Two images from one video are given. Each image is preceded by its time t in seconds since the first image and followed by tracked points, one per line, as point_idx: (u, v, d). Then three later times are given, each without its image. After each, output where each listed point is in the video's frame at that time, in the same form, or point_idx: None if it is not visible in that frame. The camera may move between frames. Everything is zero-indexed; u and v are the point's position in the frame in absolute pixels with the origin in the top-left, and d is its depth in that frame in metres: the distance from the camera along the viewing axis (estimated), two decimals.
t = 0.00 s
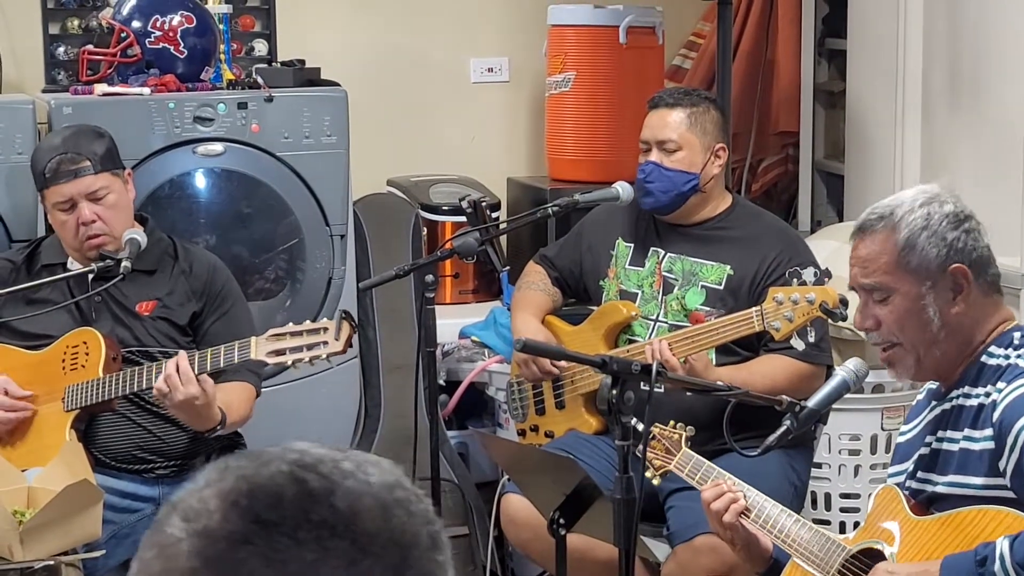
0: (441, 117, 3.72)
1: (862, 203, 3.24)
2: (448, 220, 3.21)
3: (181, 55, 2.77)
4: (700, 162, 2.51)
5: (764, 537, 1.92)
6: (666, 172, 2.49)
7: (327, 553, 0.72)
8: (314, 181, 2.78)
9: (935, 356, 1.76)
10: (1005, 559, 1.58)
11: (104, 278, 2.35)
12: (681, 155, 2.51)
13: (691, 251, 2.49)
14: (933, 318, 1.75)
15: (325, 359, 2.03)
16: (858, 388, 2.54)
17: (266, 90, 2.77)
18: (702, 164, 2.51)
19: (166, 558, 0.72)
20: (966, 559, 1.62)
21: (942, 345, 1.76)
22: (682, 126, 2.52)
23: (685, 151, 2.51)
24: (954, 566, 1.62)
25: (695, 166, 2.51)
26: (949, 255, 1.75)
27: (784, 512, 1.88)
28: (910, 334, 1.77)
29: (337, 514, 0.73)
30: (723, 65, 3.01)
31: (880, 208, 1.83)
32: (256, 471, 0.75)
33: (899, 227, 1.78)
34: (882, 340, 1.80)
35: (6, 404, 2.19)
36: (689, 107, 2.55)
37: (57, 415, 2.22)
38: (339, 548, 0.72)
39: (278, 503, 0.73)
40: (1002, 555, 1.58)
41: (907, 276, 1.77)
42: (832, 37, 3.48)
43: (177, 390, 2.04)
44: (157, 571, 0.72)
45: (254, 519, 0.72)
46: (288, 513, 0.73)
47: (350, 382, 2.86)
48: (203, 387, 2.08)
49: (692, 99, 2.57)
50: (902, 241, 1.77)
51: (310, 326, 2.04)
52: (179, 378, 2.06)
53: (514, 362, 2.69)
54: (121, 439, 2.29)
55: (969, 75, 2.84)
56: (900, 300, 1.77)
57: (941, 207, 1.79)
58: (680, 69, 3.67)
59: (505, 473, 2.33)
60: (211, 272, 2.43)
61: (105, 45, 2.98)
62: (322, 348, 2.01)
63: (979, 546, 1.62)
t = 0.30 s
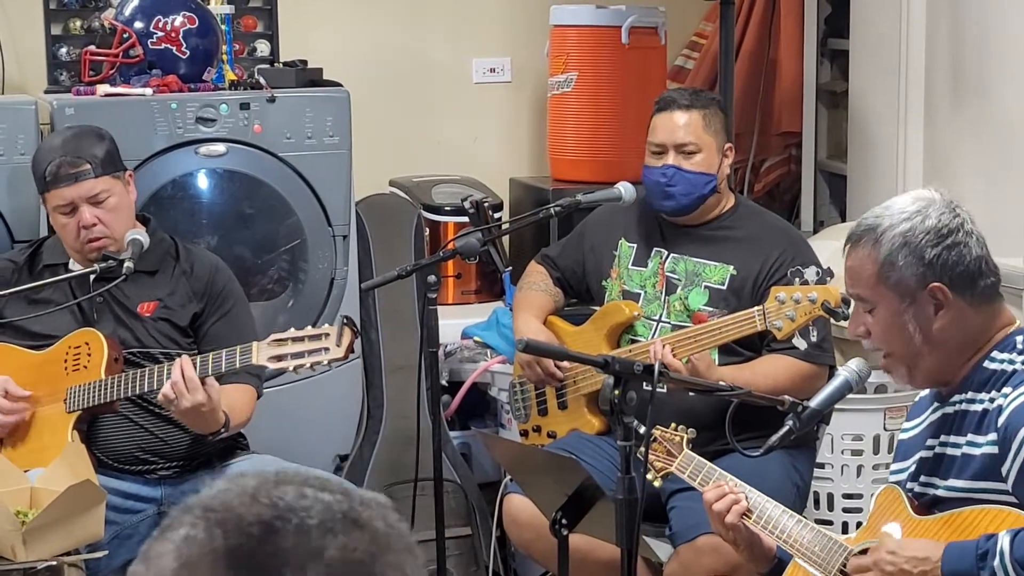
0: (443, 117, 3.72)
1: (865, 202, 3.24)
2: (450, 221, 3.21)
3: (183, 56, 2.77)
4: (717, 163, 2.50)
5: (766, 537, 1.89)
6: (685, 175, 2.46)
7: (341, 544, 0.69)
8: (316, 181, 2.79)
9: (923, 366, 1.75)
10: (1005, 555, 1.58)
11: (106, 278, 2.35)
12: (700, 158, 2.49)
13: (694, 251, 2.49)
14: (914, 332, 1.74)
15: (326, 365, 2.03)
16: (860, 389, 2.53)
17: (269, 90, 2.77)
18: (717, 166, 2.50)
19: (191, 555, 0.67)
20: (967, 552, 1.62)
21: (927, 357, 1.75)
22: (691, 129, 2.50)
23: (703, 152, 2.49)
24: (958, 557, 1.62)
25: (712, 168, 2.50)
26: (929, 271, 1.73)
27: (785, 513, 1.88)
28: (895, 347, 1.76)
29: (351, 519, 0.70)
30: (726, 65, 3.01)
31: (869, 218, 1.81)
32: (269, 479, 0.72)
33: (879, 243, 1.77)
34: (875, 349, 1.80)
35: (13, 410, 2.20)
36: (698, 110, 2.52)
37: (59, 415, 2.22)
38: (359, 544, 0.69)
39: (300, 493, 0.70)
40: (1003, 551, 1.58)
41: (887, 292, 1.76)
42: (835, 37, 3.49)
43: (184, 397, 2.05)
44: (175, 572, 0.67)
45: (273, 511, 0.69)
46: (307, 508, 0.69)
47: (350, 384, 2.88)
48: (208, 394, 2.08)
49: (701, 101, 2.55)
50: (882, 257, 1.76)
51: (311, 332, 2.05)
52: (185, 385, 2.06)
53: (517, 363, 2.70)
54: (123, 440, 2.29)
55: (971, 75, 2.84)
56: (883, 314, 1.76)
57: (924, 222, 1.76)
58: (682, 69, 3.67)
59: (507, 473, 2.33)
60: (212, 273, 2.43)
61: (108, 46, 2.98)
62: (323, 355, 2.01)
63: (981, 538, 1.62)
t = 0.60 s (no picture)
0: (445, 117, 3.72)
1: (867, 202, 3.24)
2: (453, 220, 3.21)
3: (186, 55, 2.78)
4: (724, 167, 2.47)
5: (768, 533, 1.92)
6: (695, 186, 2.44)
7: (355, 561, 0.74)
8: (319, 180, 2.79)
9: (916, 368, 1.76)
10: (1008, 566, 1.57)
11: (109, 278, 2.35)
12: (705, 167, 2.45)
13: (697, 250, 2.49)
14: (912, 338, 1.73)
15: (331, 359, 2.03)
16: (863, 388, 2.53)
17: (271, 89, 2.77)
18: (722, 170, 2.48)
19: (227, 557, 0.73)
20: (969, 563, 1.61)
21: (922, 361, 1.74)
22: (694, 140, 2.45)
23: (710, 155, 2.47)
24: (960, 567, 1.62)
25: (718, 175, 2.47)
26: (938, 287, 1.70)
27: (791, 512, 1.88)
28: (891, 345, 1.76)
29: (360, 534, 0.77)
30: (729, 64, 3.01)
31: (897, 215, 1.77)
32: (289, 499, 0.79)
33: (898, 247, 1.74)
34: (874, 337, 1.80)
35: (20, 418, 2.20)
36: (699, 119, 2.47)
37: (62, 415, 2.22)
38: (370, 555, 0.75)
39: (315, 515, 0.77)
40: (1006, 563, 1.57)
41: (894, 295, 1.74)
42: (838, 36, 3.49)
43: (201, 385, 2.05)
44: None
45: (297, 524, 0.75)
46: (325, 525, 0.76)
47: (352, 385, 2.88)
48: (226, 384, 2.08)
49: (701, 109, 2.49)
50: (896, 262, 1.73)
51: (314, 327, 2.04)
52: (202, 374, 2.06)
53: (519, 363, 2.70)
54: (126, 438, 2.29)
55: (973, 75, 2.84)
56: (887, 314, 1.75)
57: (947, 236, 1.71)
58: (685, 69, 3.68)
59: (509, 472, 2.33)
60: (215, 272, 2.44)
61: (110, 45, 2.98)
62: (327, 348, 2.02)
63: (984, 550, 1.62)
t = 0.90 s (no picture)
0: (446, 118, 3.72)
1: (870, 204, 3.24)
2: (455, 221, 3.21)
3: (188, 56, 2.78)
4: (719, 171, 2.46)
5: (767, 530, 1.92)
6: (690, 193, 2.43)
7: (332, 551, 0.71)
8: (321, 181, 2.79)
9: (924, 374, 1.76)
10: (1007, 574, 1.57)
11: (111, 279, 2.36)
12: (699, 173, 2.45)
13: (700, 250, 2.49)
14: (920, 344, 1.73)
15: (330, 360, 2.03)
16: (865, 389, 2.53)
17: (273, 90, 2.77)
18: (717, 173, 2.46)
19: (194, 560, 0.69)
20: (971, 568, 1.61)
21: (930, 368, 1.74)
22: (685, 148, 2.44)
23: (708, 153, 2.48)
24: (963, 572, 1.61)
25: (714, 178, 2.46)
26: (946, 293, 1.70)
27: (795, 511, 1.89)
28: (898, 352, 1.76)
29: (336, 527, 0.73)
30: (731, 65, 3.01)
31: (900, 220, 1.77)
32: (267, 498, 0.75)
33: (904, 253, 1.74)
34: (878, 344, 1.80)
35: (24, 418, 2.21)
36: (687, 125, 2.46)
37: (63, 416, 2.22)
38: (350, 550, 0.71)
39: (292, 509, 0.73)
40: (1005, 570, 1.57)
41: (901, 301, 1.74)
42: (840, 37, 3.47)
43: (194, 386, 2.04)
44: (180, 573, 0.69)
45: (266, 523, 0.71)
46: (299, 520, 0.72)
47: (354, 386, 2.88)
48: (219, 388, 2.07)
49: (688, 115, 2.49)
50: (903, 269, 1.73)
51: (313, 328, 2.05)
52: (198, 374, 2.05)
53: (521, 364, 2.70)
54: (127, 439, 2.30)
55: (976, 77, 2.84)
56: (894, 320, 1.75)
57: (953, 241, 1.71)
58: (687, 69, 3.68)
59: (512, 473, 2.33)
60: (216, 272, 2.44)
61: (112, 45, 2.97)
62: (326, 349, 2.02)
63: (986, 559, 1.61)
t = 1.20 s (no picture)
0: (447, 118, 3.72)
1: (870, 205, 3.24)
2: (456, 222, 3.22)
3: (190, 58, 2.78)
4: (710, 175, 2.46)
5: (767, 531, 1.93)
6: (684, 198, 2.44)
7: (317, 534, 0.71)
8: (322, 182, 2.79)
9: (926, 379, 1.76)
10: None
11: (114, 279, 2.36)
12: (690, 177, 2.45)
13: (700, 252, 2.49)
14: (921, 349, 1.74)
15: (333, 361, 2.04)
16: (866, 390, 2.54)
17: (274, 92, 2.77)
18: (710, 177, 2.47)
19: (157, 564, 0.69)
20: (971, 566, 1.61)
21: (930, 373, 1.74)
22: (677, 151, 2.45)
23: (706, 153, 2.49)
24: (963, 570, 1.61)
25: (705, 182, 2.46)
26: (943, 297, 1.70)
27: (797, 513, 1.89)
28: (898, 357, 1.76)
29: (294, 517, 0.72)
30: (731, 66, 3.02)
31: (897, 226, 1.78)
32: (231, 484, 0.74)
33: (901, 258, 1.74)
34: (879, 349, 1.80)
35: (22, 405, 2.20)
36: (675, 131, 2.48)
37: (66, 416, 2.22)
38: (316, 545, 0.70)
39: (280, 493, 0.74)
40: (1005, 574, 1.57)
41: (899, 306, 1.74)
42: (840, 39, 3.46)
43: (198, 388, 2.04)
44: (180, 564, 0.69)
45: (229, 521, 0.70)
46: (263, 514, 0.71)
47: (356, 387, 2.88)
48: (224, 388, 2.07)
49: (679, 118, 2.50)
50: (900, 274, 1.74)
51: (317, 328, 2.06)
52: (203, 373, 2.06)
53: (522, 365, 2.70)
54: (129, 440, 2.30)
55: (975, 79, 2.85)
56: (894, 326, 1.75)
57: (949, 246, 1.72)
58: (687, 71, 3.69)
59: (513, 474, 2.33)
60: (218, 274, 2.44)
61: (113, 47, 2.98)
62: (330, 350, 2.02)
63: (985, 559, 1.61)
